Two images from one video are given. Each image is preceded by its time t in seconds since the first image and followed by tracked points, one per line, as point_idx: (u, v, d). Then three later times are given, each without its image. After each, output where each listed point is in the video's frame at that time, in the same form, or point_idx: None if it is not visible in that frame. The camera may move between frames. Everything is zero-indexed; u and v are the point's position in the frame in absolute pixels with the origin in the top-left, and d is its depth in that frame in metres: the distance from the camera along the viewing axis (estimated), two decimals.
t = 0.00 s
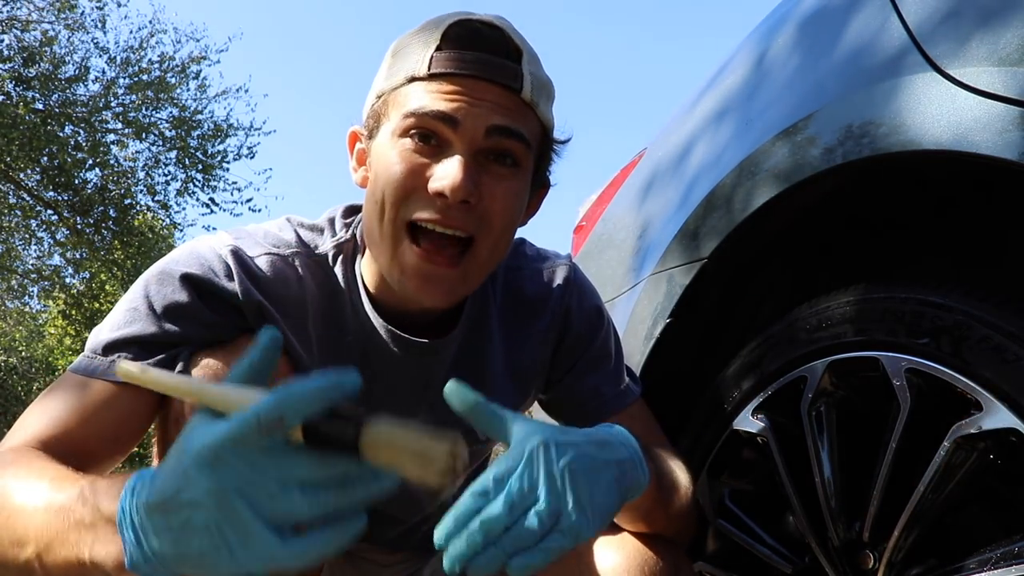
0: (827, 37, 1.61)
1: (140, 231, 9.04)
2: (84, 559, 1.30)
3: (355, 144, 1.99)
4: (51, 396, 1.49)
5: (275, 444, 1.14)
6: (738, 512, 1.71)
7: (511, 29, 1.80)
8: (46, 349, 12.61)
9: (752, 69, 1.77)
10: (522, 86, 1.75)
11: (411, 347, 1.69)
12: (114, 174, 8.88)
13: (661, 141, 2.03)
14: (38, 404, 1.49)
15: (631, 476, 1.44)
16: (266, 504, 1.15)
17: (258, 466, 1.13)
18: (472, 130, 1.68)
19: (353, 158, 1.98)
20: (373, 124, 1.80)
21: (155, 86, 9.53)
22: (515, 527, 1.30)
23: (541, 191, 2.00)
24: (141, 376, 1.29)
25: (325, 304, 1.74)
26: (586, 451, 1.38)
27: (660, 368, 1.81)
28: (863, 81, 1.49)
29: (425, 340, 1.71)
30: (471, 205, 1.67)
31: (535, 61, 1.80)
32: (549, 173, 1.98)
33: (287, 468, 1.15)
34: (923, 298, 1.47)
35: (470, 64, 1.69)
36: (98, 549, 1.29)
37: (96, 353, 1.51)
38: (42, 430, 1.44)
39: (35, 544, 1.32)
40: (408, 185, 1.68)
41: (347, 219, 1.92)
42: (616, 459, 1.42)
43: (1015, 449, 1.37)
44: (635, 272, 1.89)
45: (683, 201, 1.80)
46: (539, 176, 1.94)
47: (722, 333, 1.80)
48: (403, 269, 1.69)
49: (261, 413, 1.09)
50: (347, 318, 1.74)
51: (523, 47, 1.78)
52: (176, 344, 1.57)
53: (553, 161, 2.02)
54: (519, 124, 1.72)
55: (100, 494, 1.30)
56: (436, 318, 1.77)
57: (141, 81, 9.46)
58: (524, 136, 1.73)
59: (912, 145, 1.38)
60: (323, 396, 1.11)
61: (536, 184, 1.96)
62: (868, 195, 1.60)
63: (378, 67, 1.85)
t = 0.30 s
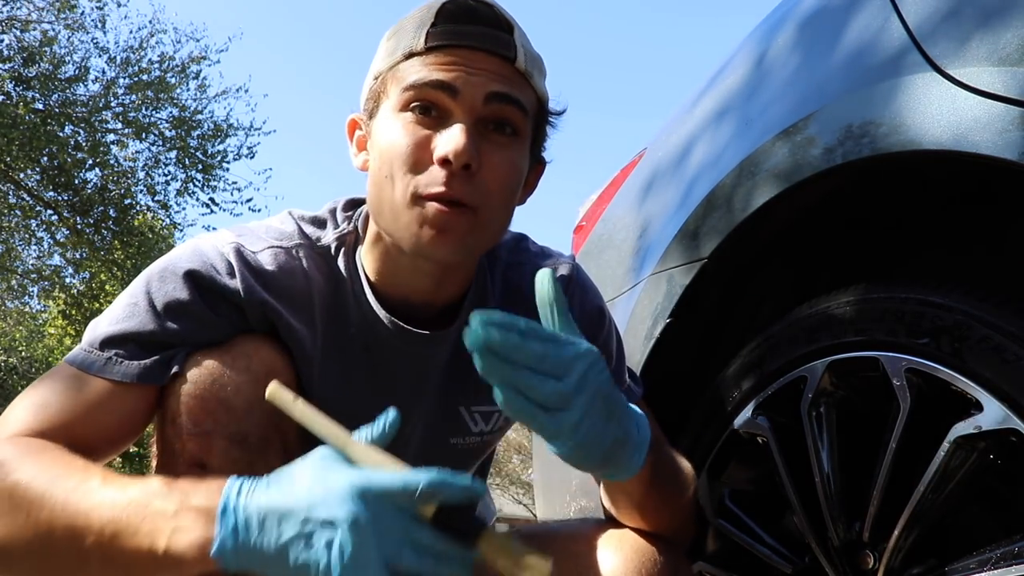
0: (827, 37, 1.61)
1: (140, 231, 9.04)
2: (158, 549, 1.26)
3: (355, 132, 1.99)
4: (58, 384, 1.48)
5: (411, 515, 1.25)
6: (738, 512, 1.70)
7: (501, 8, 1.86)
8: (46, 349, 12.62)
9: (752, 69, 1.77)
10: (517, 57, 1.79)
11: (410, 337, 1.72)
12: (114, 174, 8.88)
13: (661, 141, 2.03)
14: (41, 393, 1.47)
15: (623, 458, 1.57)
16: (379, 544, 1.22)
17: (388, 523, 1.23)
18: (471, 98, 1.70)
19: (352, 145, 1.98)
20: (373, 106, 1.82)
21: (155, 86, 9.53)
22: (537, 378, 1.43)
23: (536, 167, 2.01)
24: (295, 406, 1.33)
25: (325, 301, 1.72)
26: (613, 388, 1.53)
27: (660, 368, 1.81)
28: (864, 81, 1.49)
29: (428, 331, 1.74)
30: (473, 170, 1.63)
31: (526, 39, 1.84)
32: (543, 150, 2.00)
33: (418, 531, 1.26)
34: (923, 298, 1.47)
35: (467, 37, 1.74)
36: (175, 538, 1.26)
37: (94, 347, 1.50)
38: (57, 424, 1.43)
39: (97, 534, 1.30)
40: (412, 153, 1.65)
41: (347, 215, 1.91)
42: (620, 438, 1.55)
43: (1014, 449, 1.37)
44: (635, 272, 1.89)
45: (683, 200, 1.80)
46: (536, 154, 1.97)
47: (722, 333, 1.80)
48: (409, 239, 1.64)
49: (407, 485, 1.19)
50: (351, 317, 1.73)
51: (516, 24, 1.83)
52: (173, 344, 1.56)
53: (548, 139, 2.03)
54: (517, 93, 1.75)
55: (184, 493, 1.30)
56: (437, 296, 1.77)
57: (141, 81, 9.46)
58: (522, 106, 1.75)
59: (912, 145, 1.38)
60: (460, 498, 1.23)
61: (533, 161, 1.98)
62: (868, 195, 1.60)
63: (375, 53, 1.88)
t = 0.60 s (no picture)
0: (827, 37, 1.61)
1: (140, 231, 9.04)
2: (154, 429, 1.29)
3: (361, 136, 1.99)
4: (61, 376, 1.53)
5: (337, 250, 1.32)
6: (738, 512, 1.70)
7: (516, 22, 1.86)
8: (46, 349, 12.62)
9: (753, 69, 1.77)
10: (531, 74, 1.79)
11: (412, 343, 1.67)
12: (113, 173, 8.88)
13: (661, 141, 2.02)
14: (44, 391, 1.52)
15: (637, 481, 1.52)
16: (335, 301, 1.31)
17: (319, 265, 1.31)
18: (487, 114, 1.70)
19: (358, 149, 1.98)
20: (384, 115, 1.82)
21: (155, 86, 9.54)
22: (546, 499, 1.42)
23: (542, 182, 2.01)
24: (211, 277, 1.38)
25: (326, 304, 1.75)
26: (615, 445, 1.51)
27: (660, 368, 1.81)
28: (864, 80, 1.49)
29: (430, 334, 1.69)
30: (487, 186, 1.64)
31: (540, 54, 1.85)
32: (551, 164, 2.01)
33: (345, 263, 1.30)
34: (923, 298, 1.47)
35: (484, 52, 1.74)
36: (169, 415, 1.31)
37: (101, 347, 1.52)
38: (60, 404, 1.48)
39: (96, 445, 1.32)
40: (424, 165, 1.64)
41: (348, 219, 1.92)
42: (636, 468, 1.52)
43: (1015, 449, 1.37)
44: (635, 272, 1.89)
45: (683, 201, 1.80)
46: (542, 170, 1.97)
47: (722, 333, 1.80)
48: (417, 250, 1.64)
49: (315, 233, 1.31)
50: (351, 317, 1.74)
51: (532, 40, 1.83)
52: (179, 340, 1.57)
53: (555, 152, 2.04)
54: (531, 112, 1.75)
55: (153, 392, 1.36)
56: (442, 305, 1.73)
57: (141, 81, 9.46)
58: (535, 125, 1.76)
59: (912, 145, 1.38)
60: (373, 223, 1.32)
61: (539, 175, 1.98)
62: (868, 195, 1.60)
63: (387, 58, 1.88)
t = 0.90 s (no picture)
0: (827, 37, 1.61)
1: (140, 231, 9.04)
2: (132, 510, 1.29)
3: (363, 140, 1.99)
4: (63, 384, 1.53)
5: (338, 365, 1.28)
6: (738, 512, 1.70)
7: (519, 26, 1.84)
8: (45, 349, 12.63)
9: (752, 69, 1.77)
10: (531, 77, 1.78)
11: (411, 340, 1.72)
12: (113, 173, 8.88)
13: (661, 141, 2.03)
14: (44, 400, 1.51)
15: (633, 474, 1.50)
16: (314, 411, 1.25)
17: (308, 363, 1.25)
18: (486, 117, 1.70)
19: (360, 152, 1.98)
20: (384, 117, 1.82)
21: (155, 86, 9.53)
22: (541, 495, 1.40)
23: (542, 184, 2.00)
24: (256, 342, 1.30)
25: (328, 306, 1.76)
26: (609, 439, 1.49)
27: (659, 368, 1.81)
28: (864, 80, 1.49)
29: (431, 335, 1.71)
30: (487, 188, 1.65)
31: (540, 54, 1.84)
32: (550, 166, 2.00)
33: (341, 386, 1.26)
34: (923, 298, 1.47)
35: (483, 55, 1.73)
36: (148, 498, 1.29)
37: (108, 350, 1.52)
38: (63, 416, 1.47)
39: (80, 508, 1.33)
40: (425, 168, 1.66)
41: (350, 221, 1.92)
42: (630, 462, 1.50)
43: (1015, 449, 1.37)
44: (635, 272, 1.89)
45: (684, 201, 1.80)
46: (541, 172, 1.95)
47: (722, 333, 1.80)
48: (418, 252, 1.67)
49: (339, 330, 1.25)
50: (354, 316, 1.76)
51: (532, 42, 1.82)
52: (187, 342, 1.58)
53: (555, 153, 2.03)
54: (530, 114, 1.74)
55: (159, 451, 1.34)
56: (444, 307, 1.80)
57: (141, 81, 9.46)
58: (535, 127, 1.74)
59: (912, 145, 1.38)
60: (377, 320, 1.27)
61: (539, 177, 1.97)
62: (868, 195, 1.60)
63: (388, 60, 1.87)
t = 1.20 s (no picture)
0: (827, 37, 1.61)
1: (140, 231, 9.05)
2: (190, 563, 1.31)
3: (356, 146, 1.99)
4: (80, 394, 1.50)
5: (432, 481, 1.22)
6: (738, 512, 1.70)
7: (496, 20, 1.85)
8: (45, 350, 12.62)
9: (752, 70, 1.77)
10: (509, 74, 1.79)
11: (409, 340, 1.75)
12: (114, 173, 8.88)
13: (661, 141, 2.03)
14: (66, 412, 1.47)
15: (585, 457, 1.45)
16: (402, 519, 1.21)
17: (412, 495, 1.21)
18: (460, 121, 1.70)
19: (352, 159, 1.98)
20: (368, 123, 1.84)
21: (155, 86, 9.53)
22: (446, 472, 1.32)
23: (537, 175, 2.00)
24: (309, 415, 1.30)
25: (332, 307, 1.76)
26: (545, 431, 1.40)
27: (660, 368, 1.81)
28: (864, 80, 1.49)
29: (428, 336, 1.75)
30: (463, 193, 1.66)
31: (521, 49, 1.85)
32: (544, 157, 1.99)
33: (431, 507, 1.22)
34: (923, 298, 1.47)
35: (455, 57, 1.74)
36: (208, 555, 1.31)
37: (116, 350, 1.53)
38: (76, 421, 1.46)
39: (128, 550, 1.33)
40: (402, 178, 1.67)
41: (353, 223, 1.91)
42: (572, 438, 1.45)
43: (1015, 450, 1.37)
44: (635, 272, 1.89)
45: (683, 201, 1.80)
46: (535, 164, 1.96)
47: (722, 333, 1.80)
48: (402, 263, 1.68)
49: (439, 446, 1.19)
50: (353, 316, 1.77)
51: (508, 38, 1.82)
52: (195, 343, 1.59)
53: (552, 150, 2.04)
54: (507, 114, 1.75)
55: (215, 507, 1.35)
56: (443, 308, 1.79)
57: (141, 81, 9.46)
58: (512, 125, 1.75)
59: (912, 145, 1.38)
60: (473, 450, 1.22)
61: (532, 169, 1.97)
62: (868, 195, 1.60)
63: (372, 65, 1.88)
